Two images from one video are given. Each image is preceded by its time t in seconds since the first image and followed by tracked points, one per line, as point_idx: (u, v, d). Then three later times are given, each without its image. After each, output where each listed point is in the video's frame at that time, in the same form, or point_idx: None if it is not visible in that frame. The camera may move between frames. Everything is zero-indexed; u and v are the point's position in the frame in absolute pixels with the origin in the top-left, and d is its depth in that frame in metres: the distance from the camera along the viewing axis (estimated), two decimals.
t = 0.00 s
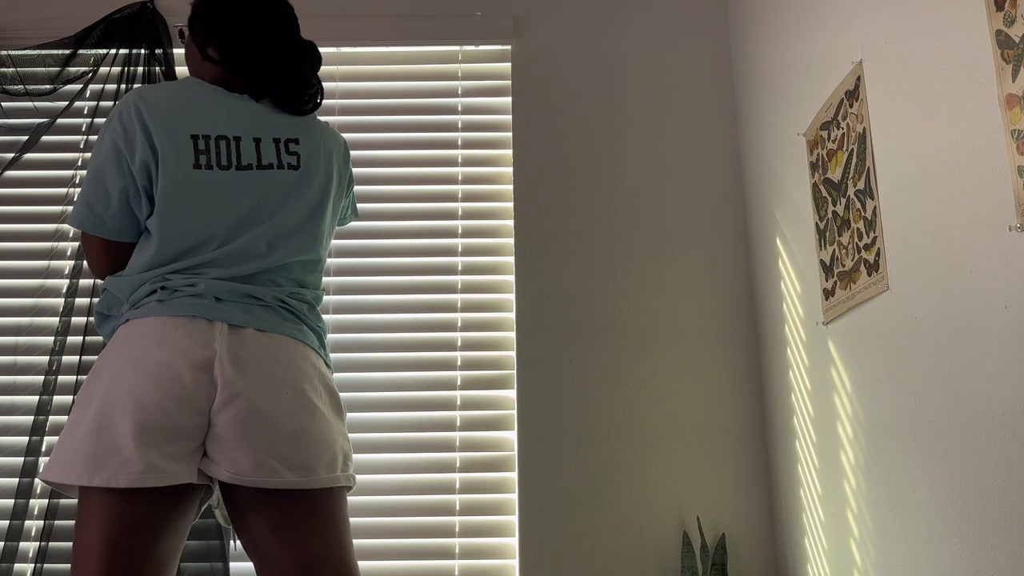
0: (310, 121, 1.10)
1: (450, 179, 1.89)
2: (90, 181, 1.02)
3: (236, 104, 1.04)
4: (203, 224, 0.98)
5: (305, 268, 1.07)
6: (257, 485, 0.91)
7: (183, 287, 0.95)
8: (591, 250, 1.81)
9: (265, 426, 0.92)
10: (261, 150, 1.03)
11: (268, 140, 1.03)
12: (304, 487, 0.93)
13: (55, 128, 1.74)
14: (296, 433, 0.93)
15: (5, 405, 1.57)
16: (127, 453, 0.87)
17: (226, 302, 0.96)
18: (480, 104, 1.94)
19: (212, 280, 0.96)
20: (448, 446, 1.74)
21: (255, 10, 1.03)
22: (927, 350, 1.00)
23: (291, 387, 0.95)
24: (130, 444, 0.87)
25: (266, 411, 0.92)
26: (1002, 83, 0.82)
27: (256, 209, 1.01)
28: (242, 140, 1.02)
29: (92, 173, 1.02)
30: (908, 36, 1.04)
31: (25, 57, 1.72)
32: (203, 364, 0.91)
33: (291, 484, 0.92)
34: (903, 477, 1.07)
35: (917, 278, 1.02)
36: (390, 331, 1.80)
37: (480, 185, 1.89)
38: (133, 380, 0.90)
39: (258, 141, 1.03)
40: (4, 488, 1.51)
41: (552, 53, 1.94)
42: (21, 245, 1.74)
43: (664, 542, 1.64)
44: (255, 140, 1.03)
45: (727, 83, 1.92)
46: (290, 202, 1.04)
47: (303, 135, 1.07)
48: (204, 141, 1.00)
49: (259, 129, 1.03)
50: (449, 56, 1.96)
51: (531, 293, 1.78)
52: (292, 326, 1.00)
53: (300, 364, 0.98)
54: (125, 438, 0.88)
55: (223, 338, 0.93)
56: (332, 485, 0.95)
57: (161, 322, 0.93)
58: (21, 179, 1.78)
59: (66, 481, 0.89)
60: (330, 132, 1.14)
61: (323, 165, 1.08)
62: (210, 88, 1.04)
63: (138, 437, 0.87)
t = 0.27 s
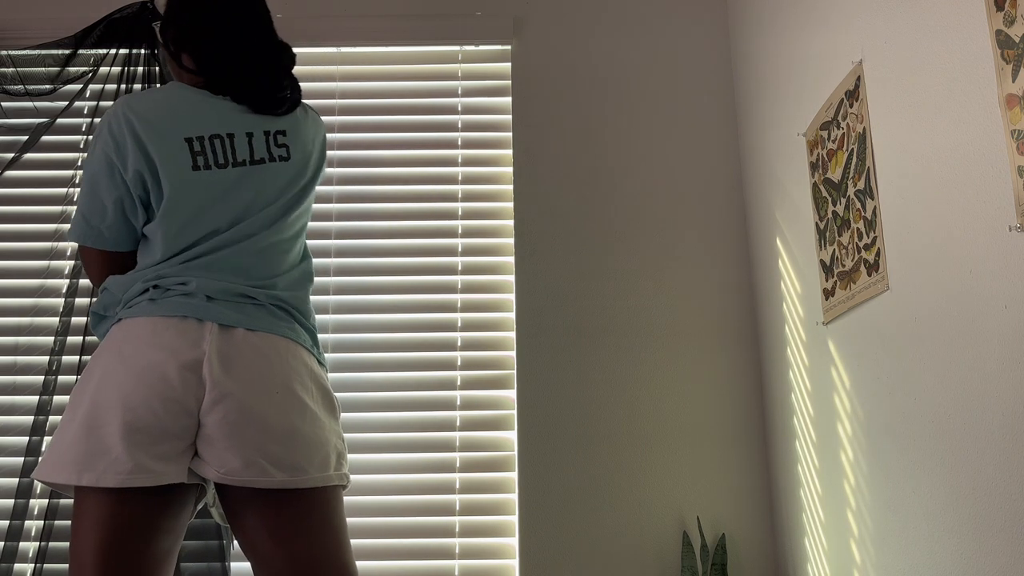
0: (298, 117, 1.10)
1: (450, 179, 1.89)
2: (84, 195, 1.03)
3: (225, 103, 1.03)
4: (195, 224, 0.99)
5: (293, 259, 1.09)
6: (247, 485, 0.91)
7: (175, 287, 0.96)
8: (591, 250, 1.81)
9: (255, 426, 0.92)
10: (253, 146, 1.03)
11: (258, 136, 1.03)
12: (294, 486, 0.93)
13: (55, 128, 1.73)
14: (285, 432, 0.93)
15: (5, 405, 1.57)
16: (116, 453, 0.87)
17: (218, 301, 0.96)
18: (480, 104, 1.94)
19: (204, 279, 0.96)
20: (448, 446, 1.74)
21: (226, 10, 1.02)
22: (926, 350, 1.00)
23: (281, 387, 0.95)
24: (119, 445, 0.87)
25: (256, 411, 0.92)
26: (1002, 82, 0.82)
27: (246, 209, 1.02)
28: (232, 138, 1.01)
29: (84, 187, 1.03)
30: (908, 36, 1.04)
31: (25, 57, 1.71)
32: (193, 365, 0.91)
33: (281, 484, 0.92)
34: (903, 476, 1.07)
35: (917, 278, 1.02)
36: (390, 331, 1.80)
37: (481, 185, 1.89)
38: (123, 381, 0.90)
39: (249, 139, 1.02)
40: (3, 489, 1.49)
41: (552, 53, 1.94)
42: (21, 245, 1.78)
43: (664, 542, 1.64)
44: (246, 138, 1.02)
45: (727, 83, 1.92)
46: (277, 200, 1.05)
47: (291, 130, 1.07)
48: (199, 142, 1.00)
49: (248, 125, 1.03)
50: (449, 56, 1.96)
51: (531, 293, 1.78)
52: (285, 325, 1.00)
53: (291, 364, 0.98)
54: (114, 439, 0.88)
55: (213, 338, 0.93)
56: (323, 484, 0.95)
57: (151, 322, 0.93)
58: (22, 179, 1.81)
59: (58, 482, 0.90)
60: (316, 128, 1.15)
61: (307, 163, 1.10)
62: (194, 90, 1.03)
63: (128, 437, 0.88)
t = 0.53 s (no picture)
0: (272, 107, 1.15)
1: (450, 179, 1.89)
2: (75, 202, 1.02)
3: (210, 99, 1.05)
4: (187, 216, 1.02)
5: (280, 245, 1.13)
6: (251, 472, 0.93)
7: (170, 282, 0.98)
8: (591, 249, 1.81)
9: (255, 414, 0.94)
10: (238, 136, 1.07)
11: (242, 127, 1.07)
12: (297, 471, 0.95)
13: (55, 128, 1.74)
14: (286, 418, 0.96)
15: (5, 405, 1.58)
16: (120, 449, 0.89)
17: (212, 293, 0.98)
18: (480, 104, 1.94)
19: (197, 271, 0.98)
20: (448, 446, 1.74)
21: (200, 7, 1.02)
22: (926, 350, 1.00)
23: (277, 374, 0.97)
24: (122, 441, 0.89)
25: (255, 399, 0.94)
26: (1002, 82, 0.82)
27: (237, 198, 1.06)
28: (222, 133, 1.05)
29: (74, 193, 1.01)
30: (908, 35, 1.04)
31: (25, 57, 1.70)
32: (190, 357, 0.93)
33: (284, 468, 0.94)
34: (903, 476, 1.07)
35: (917, 279, 1.02)
36: (391, 331, 1.80)
37: (481, 185, 1.89)
38: (122, 379, 0.91)
39: (235, 129, 1.06)
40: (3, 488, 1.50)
41: (552, 53, 1.94)
42: (21, 245, 1.76)
43: (664, 541, 1.64)
44: (233, 129, 1.06)
45: (726, 83, 1.92)
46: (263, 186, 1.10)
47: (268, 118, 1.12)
48: (193, 139, 1.02)
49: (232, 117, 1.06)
50: (450, 56, 1.96)
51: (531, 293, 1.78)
52: (279, 313, 1.02)
53: (288, 352, 1.00)
54: (117, 435, 0.89)
55: (208, 328, 0.95)
56: (325, 467, 0.98)
57: (147, 318, 0.95)
58: (22, 179, 1.80)
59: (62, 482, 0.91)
60: (284, 113, 1.18)
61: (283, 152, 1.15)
62: (173, 90, 1.04)
63: (131, 432, 0.89)
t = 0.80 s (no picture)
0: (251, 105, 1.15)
1: (450, 179, 1.89)
2: (54, 206, 1.01)
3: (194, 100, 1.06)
4: (174, 217, 1.02)
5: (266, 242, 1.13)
6: (242, 472, 0.94)
7: (156, 284, 0.98)
8: (590, 249, 1.81)
9: (244, 413, 0.94)
10: (221, 136, 1.08)
11: (225, 127, 1.08)
12: (288, 469, 0.96)
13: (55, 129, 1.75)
14: (275, 417, 0.96)
15: (5, 405, 1.59)
16: (110, 452, 0.89)
17: (198, 293, 0.98)
18: (480, 104, 1.94)
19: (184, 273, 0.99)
20: (448, 446, 1.74)
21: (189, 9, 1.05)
22: (927, 350, 1.00)
23: (264, 372, 0.97)
24: (111, 443, 0.89)
25: (244, 398, 0.95)
26: (1003, 82, 0.82)
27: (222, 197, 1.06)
28: (206, 133, 1.05)
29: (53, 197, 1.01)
30: (909, 35, 1.04)
31: (25, 57, 1.71)
32: (177, 358, 0.94)
33: (275, 467, 0.95)
34: (903, 476, 1.07)
35: (917, 279, 1.02)
36: (390, 331, 1.80)
37: (480, 185, 1.89)
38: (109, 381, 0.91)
39: (217, 129, 1.07)
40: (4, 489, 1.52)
41: (552, 53, 1.94)
42: (21, 244, 1.74)
43: (664, 542, 1.64)
44: (216, 128, 1.07)
45: (726, 82, 1.92)
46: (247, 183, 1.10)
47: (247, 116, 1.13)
48: (178, 140, 1.03)
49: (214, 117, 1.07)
50: (450, 56, 1.96)
51: (531, 293, 1.78)
52: (267, 310, 1.02)
53: (275, 351, 1.01)
54: (107, 438, 0.89)
55: (195, 329, 0.96)
56: (315, 464, 0.99)
57: (134, 321, 0.95)
58: (22, 179, 1.78)
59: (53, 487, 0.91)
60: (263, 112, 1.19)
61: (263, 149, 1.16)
62: (153, 92, 1.04)
63: (121, 435, 0.90)
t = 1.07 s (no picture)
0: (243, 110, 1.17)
1: (450, 179, 1.89)
2: (47, 205, 0.99)
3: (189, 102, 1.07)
4: (166, 219, 1.03)
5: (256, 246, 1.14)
6: (234, 474, 0.95)
7: (150, 286, 0.98)
8: (590, 249, 1.81)
9: (237, 415, 0.95)
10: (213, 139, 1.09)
11: (217, 129, 1.10)
12: (280, 471, 0.97)
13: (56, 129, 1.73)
14: (267, 419, 0.97)
15: (5, 405, 1.59)
16: (103, 454, 0.89)
17: (192, 295, 0.99)
18: (480, 104, 1.94)
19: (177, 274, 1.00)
20: (448, 445, 1.74)
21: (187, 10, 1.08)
22: (926, 350, 1.00)
23: (256, 374, 0.98)
24: (104, 446, 0.89)
25: (236, 400, 0.96)
26: (1003, 82, 0.82)
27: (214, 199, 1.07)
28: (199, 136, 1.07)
29: (45, 196, 0.99)
30: (908, 35, 1.04)
31: (27, 56, 1.71)
32: (170, 361, 0.94)
33: (268, 469, 0.96)
34: (903, 476, 1.07)
35: (916, 279, 1.02)
36: (390, 331, 1.80)
37: (480, 184, 1.89)
38: (102, 383, 0.91)
39: (210, 131, 1.08)
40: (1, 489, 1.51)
41: (551, 53, 1.94)
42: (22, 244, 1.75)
43: (664, 542, 1.64)
44: (208, 131, 1.08)
45: (725, 83, 1.92)
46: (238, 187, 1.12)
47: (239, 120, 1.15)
48: (173, 142, 1.03)
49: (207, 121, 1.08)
50: (450, 56, 1.96)
51: (531, 293, 1.78)
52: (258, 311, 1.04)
53: (268, 353, 1.02)
54: (100, 440, 0.90)
55: (189, 331, 0.96)
56: (307, 467, 1.00)
57: (128, 322, 0.95)
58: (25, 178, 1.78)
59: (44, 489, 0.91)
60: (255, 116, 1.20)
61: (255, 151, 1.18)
62: (147, 92, 1.04)
63: (114, 437, 0.90)
